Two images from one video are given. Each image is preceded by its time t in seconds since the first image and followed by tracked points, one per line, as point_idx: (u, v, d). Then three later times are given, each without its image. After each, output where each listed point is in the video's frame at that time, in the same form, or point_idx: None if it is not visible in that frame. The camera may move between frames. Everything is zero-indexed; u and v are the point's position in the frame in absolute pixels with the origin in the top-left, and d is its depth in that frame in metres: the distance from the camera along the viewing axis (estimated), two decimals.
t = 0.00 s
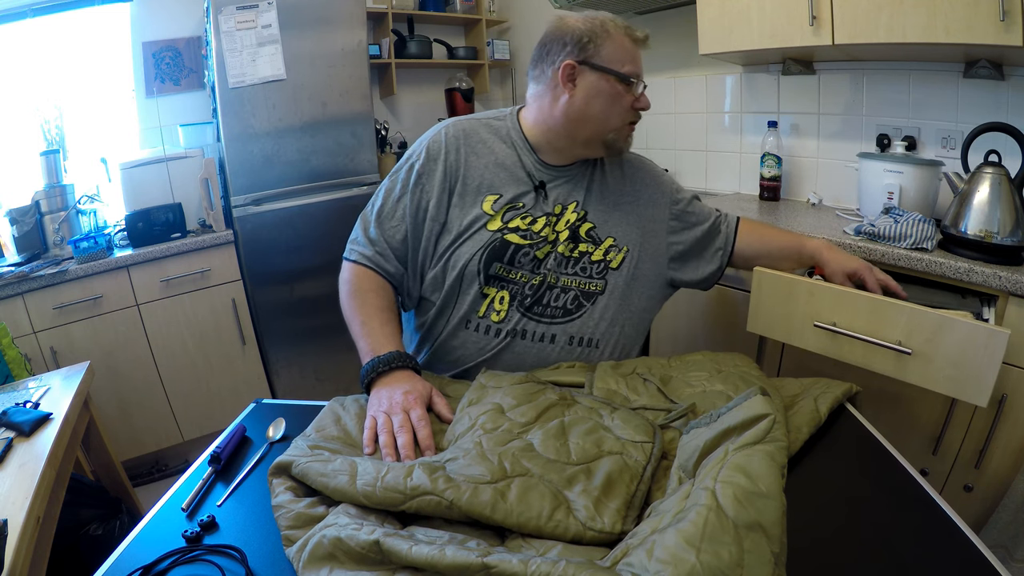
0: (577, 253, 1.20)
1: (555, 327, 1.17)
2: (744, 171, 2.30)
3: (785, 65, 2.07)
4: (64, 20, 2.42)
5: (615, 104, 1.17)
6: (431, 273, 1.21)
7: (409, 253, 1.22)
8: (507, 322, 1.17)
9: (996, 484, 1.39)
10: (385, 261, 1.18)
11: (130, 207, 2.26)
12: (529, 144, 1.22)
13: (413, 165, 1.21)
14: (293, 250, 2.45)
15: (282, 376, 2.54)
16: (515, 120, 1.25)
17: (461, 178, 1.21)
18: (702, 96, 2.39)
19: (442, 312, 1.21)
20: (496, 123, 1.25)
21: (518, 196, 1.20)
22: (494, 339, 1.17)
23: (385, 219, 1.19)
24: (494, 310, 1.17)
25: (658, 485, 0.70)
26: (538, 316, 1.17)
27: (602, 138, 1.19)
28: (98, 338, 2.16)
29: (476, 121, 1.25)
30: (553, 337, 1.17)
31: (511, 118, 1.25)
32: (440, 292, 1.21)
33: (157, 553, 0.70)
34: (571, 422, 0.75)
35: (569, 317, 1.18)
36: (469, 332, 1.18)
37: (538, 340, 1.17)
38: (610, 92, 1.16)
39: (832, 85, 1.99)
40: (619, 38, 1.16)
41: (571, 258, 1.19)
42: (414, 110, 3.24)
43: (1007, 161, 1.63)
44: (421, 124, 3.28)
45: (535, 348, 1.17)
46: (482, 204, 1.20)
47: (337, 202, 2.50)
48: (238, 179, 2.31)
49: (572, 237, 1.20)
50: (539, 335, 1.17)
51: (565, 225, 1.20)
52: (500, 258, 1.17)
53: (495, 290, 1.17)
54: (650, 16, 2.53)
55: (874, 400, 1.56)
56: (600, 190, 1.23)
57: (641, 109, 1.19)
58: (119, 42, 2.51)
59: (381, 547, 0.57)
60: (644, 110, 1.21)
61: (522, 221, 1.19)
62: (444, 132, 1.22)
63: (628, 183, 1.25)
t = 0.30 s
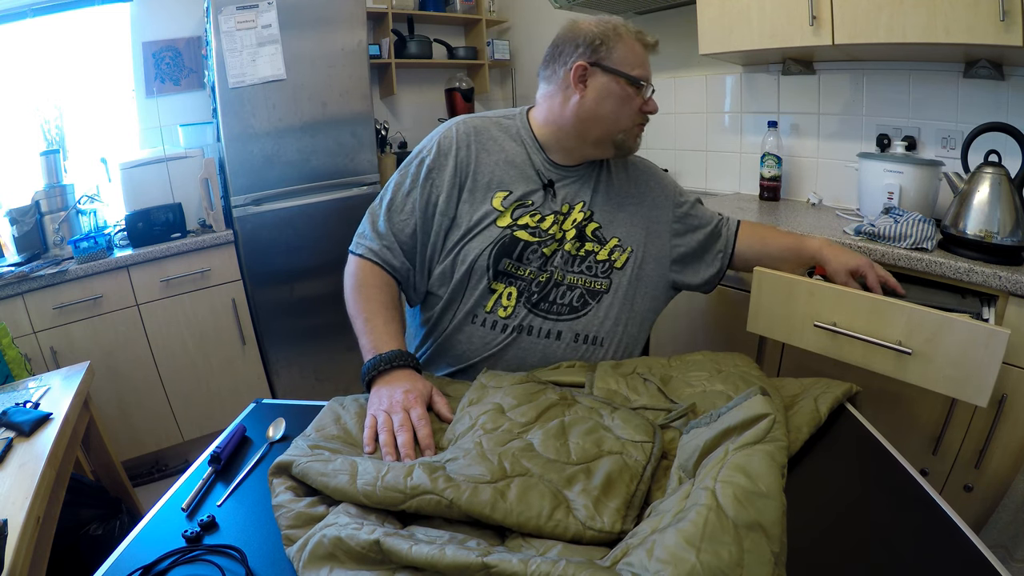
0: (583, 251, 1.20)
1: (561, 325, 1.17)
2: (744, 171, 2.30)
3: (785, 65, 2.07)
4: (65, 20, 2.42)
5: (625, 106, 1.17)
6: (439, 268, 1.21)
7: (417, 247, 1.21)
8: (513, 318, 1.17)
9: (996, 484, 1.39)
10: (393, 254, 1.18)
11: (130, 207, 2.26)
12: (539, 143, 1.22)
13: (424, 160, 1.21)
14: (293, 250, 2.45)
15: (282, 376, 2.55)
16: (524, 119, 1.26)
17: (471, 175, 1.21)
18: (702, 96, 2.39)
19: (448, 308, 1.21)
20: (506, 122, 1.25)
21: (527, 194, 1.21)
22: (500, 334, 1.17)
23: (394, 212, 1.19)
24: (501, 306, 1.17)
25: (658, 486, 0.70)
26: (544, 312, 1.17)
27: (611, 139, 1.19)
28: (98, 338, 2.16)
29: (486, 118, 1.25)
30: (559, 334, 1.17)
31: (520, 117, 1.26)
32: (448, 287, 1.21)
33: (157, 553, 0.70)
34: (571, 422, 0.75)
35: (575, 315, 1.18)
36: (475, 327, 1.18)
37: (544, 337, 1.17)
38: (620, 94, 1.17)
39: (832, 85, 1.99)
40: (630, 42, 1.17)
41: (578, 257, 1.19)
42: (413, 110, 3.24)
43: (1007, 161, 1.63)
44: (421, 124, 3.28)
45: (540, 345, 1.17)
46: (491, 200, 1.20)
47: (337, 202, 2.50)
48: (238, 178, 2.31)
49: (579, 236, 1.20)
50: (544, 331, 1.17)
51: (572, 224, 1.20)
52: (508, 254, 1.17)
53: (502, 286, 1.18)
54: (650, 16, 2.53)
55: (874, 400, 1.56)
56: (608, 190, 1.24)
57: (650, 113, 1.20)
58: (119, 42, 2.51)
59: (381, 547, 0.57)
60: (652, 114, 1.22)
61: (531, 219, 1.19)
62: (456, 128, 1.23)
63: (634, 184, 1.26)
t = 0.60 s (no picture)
0: (587, 249, 1.20)
1: (565, 321, 1.17)
2: (744, 171, 2.30)
3: (785, 65, 2.07)
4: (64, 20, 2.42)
5: (631, 107, 1.19)
6: (446, 263, 1.21)
7: (424, 242, 1.21)
8: (518, 314, 1.17)
9: (996, 484, 1.39)
10: (402, 247, 1.17)
11: (130, 207, 2.26)
12: (546, 142, 1.23)
13: (432, 155, 1.22)
14: (292, 250, 2.45)
15: (282, 376, 2.55)
16: (533, 117, 1.27)
17: (479, 172, 1.22)
18: (702, 96, 2.39)
19: (454, 302, 1.21)
20: (514, 121, 1.26)
21: (535, 191, 1.22)
22: (505, 330, 1.17)
23: (403, 206, 1.19)
24: (506, 301, 1.17)
25: (658, 485, 0.70)
26: (549, 308, 1.17)
27: (616, 139, 1.21)
28: (97, 338, 2.16)
29: (495, 117, 1.26)
30: (563, 330, 1.17)
31: (529, 116, 1.27)
32: (453, 282, 1.21)
33: (157, 553, 0.70)
34: (572, 422, 0.75)
35: (579, 312, 1.18)
36: (479, 322, 1.18)
37: (548, 332, 1.17)
38: (628, 95, 1.18)
39: (832, 85, 1.99)
40: (640, 45, 1.19)
41: (582, 254, 1.20)
42: (413, 110, 3.24)
43: (1007, 161, 1.63)
44: (421, 123, 3.28)
45: (545, 340, 1.17)
46: (499, 197, 1.21)
47: (336, 202, 2.50)
48: (238, 178, 2.31)
49: (585, 233, 1.21)
50: (549, 327, 1.17)
51: (577, 222, 1.21)
52: (515, 250, 1.18)
53: (507, 282, 1.18)
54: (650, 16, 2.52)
55: (874, 400, 1.56)
56: (613, 189, 1.25)
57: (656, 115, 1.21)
58: (119, 42, 2.51)
59: (381, 547, 0.57)
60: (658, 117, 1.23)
61: (537, 216, 1.19)
62: (465, 125, 1.23)
63: (640, 183, 1.27)
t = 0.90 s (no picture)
0: (593, 249, 1.20)
1: (570, 321, 1.17)
2: (744, 171, 2.30)
3: (785, 65, 2.07)
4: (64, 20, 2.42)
5: (640, 110, 1.19)
6: (453, 261, 1.21)
7: (431, 239, 1.21)
8: (524, 312, 1.17)
9: (996, 484, 1.39)
10: (409, 244, 1.16)
11: (130, 207, 2.26)
12: (554, 143, 1.23)
13: (442, 152, 1.21)
14: (292, 250, 2.45)
15: (282, 376, 2.55)
16: (541, 117, 1.27)
17: (488, 170, 1.21)
18: (702, 96, 2.39)
19: (459, 300, 1.21)
20: (523, 120, 1.26)
21: (543, 191, 1.22)
22: (510, 328, 1.17)
23: (411, 202, 1.18)
24: (513, 300, 1.17)
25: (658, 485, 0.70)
26: (554, 308, 1.17)
27: (624, 141, 1.21)
28: (97, 338, 2.16)
29: (504, 116, 1.26)
30: (567, 330, 1.17)
31: (537, 116, 1.27)
32: (460, 280, 1.21)
33: (157, 553, 0.70)
34: (572, 422, 0.75)
35: (584, 312, 1.18)
36: (485, 320, 1.18)
37: (553, 332, 1.17)
38: (638, 98, 1.18)
39: (832, 84, 1.99)
40: (650, 50, 1.19)
41: (589, 254, 1.20)
42: (413, 110, 3.24)
43: (1007, 161, 1.63)
44: (421, 123, 3.28)
45: (549, 339, 1.17)
46: (507, 196, 1.21)
47: (336, 202, 2.50)
48: (238, 178, 2.31)
49: (591, 234, 1.21)
50: (553, 326, 1.17)
51: (583, 222, 1.21)
52: (522, 249, 1.18)
53: (514, 280, 1.18)
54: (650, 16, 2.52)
55: (874, 400, 1.56)
56: (620, 191, 1.26)
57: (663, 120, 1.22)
58: (119, 42, 2.51)
59: (382, 546, 0.57)
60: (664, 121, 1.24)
61: (545, 216, 1.19)
62: (475, 123, 1.23)
63: (646, 186, 1.27)
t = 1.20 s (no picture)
0: (598, 250, 1.21)
1: (574, 321, 1.17)
2: (744, 171, 2.30)
3: (785, 65, 2.07)
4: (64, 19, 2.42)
5: (644, 108, 1.19)
6: (457, 261, 1.21)
7: (436, 238, 1.21)
8: (528, 312, 1.17)
9: (996, 484, 1.39)
10: (414, 243, 1.17)
11: (130, 207, 2.26)
12: (559, 143, 1.24)
13: (447, 151, 1.21)
14: (292, 250, 2.45)
15: (282, 376, 2.55)
16: (546, 117, 1.27)
17: (493, 170, 1.21)
18: (702, 96, 2.39)
19: (464, 300, 1.21)
20: (527, 120, 1.26)
21: (547, 191, 1.22)
22: (514, 328, 1.17)
23: (416, 201, 1.18)
24: (517, 299, 1.17)
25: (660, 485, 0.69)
26: (559, 308, 1.17)
27: (629, 140, 1.21)
28: (97, 338, 2.16)
29: (509, 116, 1.26)
30: (572, 330, 1.17)
31: (542, 117, 1.27)
32: (464, 279, 1.21)
33: (157, 553, 0.70)
34: (574, 421, 0.75)
35: (588, 312, 1.18)
36: (489, 320, 1.18)
37: (557, 332, 1.17)
38: (642, 97, 1.18)
39: (832, 84, 2.00)
40: (654, 49, 1.19)
41: (593, 254, 1.20)
42: (413, 110, 3.24)
43: (1007, 161, 1.63)
44: (420, 123, 3.28)
45: (553, 339, 1.17)
46: (512, 195, 1.21)
47: (336, 202, 2.50)
48: (238, 178, 2.31)
49: (596, 234, 1.21)
50: (558, 326, 1.17)
51: (588, 222, 1.21)
52: (527, 249, 1.18)
53: (519, 280, 1.18)
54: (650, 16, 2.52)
55: (874, 400, 1.56)
56: (623, 191, 1.26)
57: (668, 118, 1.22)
58: (119, 42, 2.50)
59: (385, 546, 0.57)
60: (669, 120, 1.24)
61: (550, 216, 1.20)
62: (480, 123, 1.23)
63: (649, 186, 1.28)
